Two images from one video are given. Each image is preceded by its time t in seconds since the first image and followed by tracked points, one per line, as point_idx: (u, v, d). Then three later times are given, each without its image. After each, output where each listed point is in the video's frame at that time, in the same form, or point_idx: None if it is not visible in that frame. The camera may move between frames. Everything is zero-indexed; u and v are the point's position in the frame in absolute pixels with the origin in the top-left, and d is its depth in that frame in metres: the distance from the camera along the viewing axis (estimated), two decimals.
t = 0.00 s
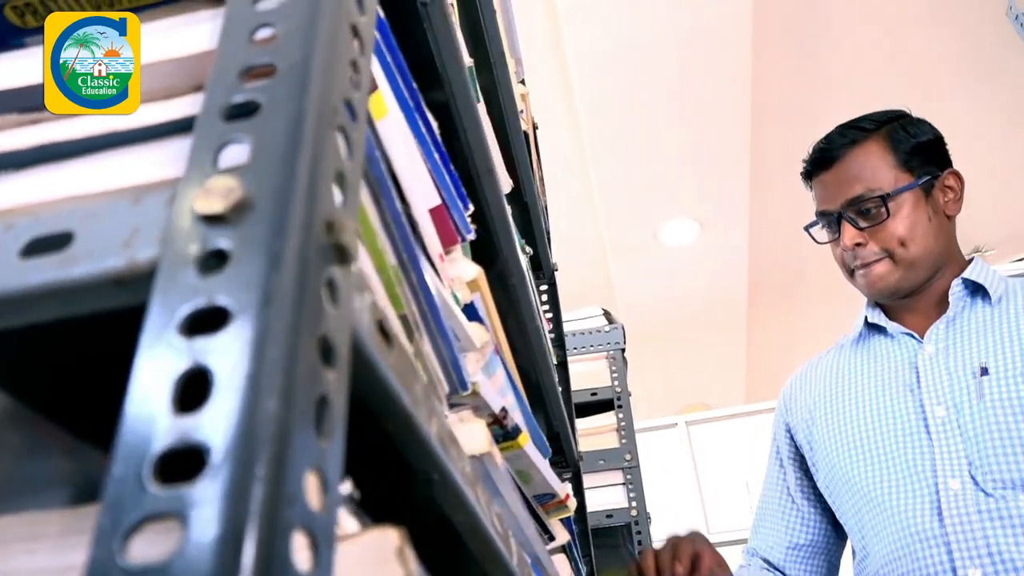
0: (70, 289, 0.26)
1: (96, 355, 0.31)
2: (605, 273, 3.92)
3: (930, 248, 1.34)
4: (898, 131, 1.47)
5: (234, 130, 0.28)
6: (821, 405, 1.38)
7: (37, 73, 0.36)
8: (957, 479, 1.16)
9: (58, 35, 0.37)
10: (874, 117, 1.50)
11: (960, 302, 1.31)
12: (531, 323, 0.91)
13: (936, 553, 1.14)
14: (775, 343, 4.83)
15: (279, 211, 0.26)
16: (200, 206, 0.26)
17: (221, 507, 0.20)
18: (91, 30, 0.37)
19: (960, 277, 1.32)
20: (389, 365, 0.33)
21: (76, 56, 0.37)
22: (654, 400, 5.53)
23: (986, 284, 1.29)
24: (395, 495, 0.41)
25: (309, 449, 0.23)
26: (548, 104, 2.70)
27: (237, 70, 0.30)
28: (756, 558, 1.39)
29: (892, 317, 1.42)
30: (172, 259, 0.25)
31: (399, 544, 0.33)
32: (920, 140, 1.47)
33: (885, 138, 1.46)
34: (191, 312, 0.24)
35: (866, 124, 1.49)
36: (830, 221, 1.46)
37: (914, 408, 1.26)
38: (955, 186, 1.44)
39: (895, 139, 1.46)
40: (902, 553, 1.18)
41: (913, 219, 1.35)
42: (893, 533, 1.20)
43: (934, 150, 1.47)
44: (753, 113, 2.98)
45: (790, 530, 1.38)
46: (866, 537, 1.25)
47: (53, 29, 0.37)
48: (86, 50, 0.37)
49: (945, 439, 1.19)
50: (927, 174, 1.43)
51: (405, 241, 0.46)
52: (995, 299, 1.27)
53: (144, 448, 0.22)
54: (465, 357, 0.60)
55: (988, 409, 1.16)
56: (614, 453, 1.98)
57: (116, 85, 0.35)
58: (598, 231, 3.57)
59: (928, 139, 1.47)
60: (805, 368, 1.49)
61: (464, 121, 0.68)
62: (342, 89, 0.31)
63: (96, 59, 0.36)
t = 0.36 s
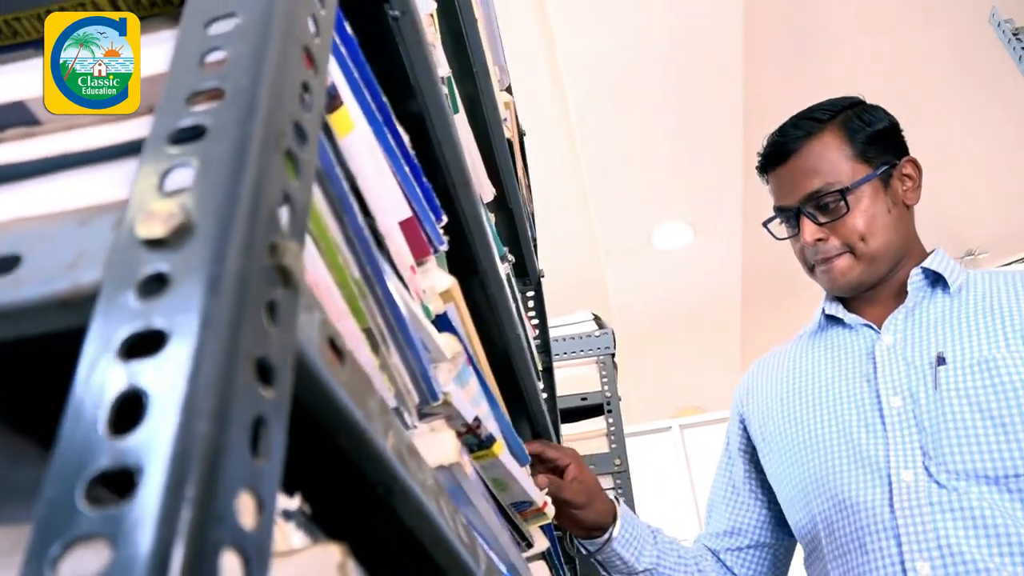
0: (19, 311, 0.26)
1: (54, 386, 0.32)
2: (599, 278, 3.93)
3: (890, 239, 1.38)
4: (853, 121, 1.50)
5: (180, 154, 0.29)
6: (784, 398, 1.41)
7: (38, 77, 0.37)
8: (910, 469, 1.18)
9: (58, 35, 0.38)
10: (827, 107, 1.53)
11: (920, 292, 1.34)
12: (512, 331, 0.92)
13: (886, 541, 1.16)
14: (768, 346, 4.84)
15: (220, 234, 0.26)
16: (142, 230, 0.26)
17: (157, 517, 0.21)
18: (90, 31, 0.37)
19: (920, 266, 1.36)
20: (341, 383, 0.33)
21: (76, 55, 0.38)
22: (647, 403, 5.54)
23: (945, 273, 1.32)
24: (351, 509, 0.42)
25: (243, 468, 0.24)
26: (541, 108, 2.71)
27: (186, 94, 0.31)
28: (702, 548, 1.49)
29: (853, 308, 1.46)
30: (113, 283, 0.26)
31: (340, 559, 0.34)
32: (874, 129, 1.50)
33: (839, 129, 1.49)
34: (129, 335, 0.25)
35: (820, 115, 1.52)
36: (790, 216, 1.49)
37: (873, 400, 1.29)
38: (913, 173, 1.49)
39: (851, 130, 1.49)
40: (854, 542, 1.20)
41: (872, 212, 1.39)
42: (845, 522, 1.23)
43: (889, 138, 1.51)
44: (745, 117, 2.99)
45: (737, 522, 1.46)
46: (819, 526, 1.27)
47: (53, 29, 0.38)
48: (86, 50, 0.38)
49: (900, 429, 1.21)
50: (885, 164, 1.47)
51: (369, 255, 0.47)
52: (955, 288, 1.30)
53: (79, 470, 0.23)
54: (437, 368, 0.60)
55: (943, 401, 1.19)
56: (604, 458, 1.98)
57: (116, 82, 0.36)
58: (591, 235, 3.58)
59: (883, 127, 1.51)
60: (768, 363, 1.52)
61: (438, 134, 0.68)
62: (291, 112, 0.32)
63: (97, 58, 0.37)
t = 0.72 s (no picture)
0: None
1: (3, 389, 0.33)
2: (594, 280, 3.93)
3: (857, 238, 1.39)
4: (807, 123, 1.51)
5: (126, 169, 0.29)
6: (762, 402, 1.42)
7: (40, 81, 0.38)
8: (885, 472, 1.18)
9: (59, 36, 0.40)
10: (778, 113, 1.54)
11: (890, 291, 1.36)
12: (492, 335, 0.92)
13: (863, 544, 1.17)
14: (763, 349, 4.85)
15: (160, 247, 0.27)
16: (83, 245, 0.27)
17: (84, 528, 0.21)
18: (91, 30, 0.41)
19: (887, 265, 1.37)
20: (294, 394, 0.34)
21: (76, 56, 0.40)
22: (643, 407, 5.54)
23: (911, 269, 1.33)
24: (305, 514, 0.42)
25: (177, 479, 0.24)
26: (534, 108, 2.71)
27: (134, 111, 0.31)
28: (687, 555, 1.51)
29: (826, 311, 1.47)
30: (53, 299, 0.26)
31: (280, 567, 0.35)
32: (829, 128, 1.51)
33: (794, 132, 1.50)
34: (68, 350, 0.25)
35: (773, 121, 1.52)
36: (756, 223, 1.50)
37: (848, 402, 1.29)
38: (872, 170, 1.50)
39: (806, 132, 1.50)
40: (833, 546, 1.21)
41: (836, 212, 1.40)
42: (824, 527, 1.23)
43: (844, 136, 1.52)
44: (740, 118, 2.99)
45: (715, 526, 1.49)
46: (799, 530, 1.28)
47: (52, 29, 0.40)
48: (86, 50, 0.40)
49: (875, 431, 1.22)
50: (843, 163, 1.48)
51: (333, 264, 0.47)
52: (922, 285, 1.31)
53: (11, 481, 0.23)
54: (408, 374, 0.60)
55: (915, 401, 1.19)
56: (594, 459, 1.99)
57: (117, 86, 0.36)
58: (585, 237, 3.58)
59: (837, 126, 1.52)
60: (746, 366, 1.53)
61: (412, 140, 0.68)
62: (241, 126, 0.32)
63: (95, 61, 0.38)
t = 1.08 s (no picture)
0: None
1: None
2: (585, 284, 3.93)
3: (903, 211, 1.35)
4: (840, 97, 1.48)
5: (62, 175, 0.29)
6: (802, 381, 1.39)
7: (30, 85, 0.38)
8: (924, 456, 1.15)
9: (59, 36, 0.39)
10: (811, 88, 1.50)
11: (935, 266, 1.30)
12: (470, 339, 0.92)
13: (903, 528, 1.15)
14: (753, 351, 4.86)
15: (95, 253, 0.27)
16: (15, 250, 0.27)
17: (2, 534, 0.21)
18: (91, 30, 0.36)
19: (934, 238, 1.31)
20: (240, 399, 0.34)
21: (76, 56, 0.38)
22: (632, 409, 5.54)
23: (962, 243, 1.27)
24: (255, 518, 0.42)
25: (102, 485, 0.24)
26: (525, 113, 2.71)
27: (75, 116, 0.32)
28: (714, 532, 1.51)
29: (873, 287, 1.44)
30: None
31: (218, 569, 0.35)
32: (863, 100, 1.48)
33: (829, 107, 1.47)
34: None
35: (805, 97, 1.49)
36: (795, 203, 1.47)
37: (889, 381, 1.25)
38: (913, 137, 1.46)
39: (840, 106, 1.46)
40: (875, 529, 1.19)
41: (879, 187, 1.36)
42: (865, 509, 1.21)
43: (882, 106, 1.49)
44: (730, 123, 3.00)
45: (756, 501, 1.47)
46: (841, 512, 1.26)
47: (53, 29, 0.39)
48: (87, 50, 0.37)
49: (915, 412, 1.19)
50: (881, 134, 1.45)
51: (293, 268, 0.47)
52: (972, 259, 1.25)
53: None
54: (377, 378, 0.60)
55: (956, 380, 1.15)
56: (580, 462, 1.99)
57: (114, 83, 0.34)
58: (576, 241, 3.58)
59: (871, 96, 1.49)
60: (790, 343, 1.49)
61: (383, 144, 0.68)
62: (185, 131, 0.32)
63: (97, 59, 0.36)
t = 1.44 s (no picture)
0: None
1: None
2: (573, 286, 3.94)
3: (934, 206, 1.22)
4: (875, 83, 1.31)
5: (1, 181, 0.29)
6: (803, 375, 1.27)
7: None
8: (915, 469, 1.05)
9: (59, 36, 0.35)
10: (844, 73, 1.34)
11: (945, 267, 1.15)
12: (446, 342, 0.92)
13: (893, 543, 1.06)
14: (743, 355, 4.88)
15: (29, 258, 0.27)
16: None
17: None
18: (88, 30, 0.35)
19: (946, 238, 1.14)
20: (186, 403, 0.34)
21: (75, 56, 0.36)
22: (621, 412, 5.55)
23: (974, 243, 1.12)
24: (210, 522, 0.43)
25: (31, 490, 0.24)
26: (514, 114, 2.72)
27: (18, 122, 0.32)
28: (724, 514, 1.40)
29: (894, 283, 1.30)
30: None
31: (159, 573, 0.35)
32: (900, 87, 1.32)
33: (864, 92, 1.30)
34: None
35: (838, 83, 1.33)
36: (824, 195, 1.32)
37: (889, 382, 1.14)
38: (951, 127, 1.31)
39: (874, 93, 1.31)
40: (867, 541, 1.11)
41: (914, 180, 1.22)
42: (857, 518, 1.12)
43: (920, 94, 1.33)
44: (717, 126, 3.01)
45: (769, 487, 1.36)
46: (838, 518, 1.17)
47: (53, 30, 0.35)
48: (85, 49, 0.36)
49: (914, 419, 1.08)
50: (918, 124, 1.29)
51: (253, 273, 0.47)
52: (985, 260, 1.11)
53: None
54: (343, 383, 0.61)
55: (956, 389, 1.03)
56: (565, 466, 1.99)
57: (114, 84, 0.34)
58: (564, 244, 3.59)
59: (909, 83, 1.32)
60: (804, 327, 1.36)
61: (354, 149, 0.68)
62: (128, 136, 0.32)
63: (98, 58, 0.36)
